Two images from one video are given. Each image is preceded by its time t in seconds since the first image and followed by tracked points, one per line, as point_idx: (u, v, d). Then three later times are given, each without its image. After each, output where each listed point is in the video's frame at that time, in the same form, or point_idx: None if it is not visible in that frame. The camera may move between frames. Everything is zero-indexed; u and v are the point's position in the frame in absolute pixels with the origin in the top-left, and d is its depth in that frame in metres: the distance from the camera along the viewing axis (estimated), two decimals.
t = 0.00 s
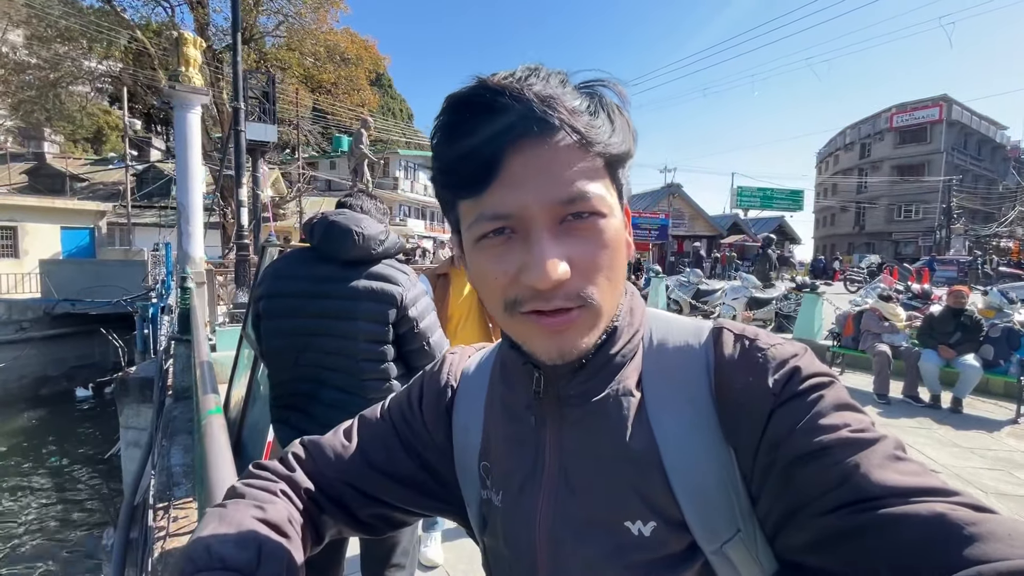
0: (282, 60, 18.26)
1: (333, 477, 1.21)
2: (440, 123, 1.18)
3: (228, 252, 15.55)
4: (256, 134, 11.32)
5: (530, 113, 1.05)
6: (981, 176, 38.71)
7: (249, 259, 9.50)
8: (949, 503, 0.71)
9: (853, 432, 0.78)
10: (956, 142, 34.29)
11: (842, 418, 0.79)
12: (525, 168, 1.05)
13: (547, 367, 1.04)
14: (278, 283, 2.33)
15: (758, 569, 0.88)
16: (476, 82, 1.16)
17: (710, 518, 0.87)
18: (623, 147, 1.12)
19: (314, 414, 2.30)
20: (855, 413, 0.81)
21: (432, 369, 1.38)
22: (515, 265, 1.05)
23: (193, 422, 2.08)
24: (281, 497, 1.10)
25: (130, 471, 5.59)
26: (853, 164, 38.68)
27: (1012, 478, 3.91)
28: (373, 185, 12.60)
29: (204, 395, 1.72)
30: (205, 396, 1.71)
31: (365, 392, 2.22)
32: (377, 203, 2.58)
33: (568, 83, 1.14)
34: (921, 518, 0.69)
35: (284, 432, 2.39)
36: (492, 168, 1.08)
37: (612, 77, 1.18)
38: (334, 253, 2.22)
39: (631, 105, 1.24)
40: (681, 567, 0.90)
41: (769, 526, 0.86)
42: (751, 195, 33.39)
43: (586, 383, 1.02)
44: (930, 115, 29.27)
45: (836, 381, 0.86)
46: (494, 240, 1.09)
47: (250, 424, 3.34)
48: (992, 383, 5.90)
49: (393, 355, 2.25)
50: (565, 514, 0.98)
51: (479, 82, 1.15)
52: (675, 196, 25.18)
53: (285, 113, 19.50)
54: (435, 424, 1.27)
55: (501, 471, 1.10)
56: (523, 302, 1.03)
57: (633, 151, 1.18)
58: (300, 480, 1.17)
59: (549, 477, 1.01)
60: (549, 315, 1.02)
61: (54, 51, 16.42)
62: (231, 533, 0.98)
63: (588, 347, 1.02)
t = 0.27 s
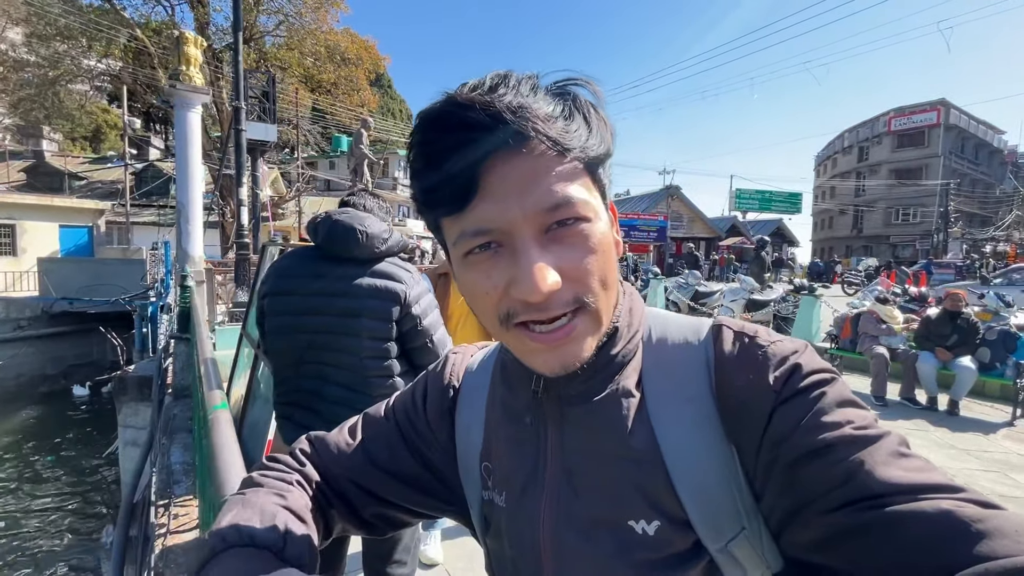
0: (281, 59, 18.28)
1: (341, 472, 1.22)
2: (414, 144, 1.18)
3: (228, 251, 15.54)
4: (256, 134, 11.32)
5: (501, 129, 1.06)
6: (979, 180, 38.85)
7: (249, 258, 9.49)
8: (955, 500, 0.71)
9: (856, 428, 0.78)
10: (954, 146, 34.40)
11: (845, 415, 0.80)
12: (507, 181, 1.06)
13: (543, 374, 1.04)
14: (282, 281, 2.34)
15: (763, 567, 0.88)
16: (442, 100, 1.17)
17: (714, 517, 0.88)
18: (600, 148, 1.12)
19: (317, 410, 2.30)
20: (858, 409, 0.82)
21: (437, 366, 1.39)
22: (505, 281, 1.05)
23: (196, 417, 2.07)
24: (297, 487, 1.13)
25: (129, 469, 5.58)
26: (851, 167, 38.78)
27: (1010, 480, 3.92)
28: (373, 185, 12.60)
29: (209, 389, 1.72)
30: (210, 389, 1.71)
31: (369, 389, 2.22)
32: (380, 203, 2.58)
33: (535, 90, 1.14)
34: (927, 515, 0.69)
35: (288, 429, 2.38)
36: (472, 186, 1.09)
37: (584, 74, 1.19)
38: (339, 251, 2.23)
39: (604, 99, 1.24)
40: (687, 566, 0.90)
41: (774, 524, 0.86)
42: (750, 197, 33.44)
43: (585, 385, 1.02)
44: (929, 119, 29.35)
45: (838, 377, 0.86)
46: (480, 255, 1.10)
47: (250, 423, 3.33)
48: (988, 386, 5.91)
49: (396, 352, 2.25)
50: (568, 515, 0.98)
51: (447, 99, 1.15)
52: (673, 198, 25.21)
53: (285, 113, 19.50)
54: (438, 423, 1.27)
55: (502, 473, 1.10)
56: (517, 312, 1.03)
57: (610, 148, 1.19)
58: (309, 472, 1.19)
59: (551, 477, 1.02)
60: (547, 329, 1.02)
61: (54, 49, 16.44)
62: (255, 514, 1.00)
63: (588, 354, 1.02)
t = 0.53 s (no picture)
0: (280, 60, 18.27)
1: (356, 468, 1.22)
2: (432, 134, 1.17)
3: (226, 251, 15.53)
4: (255, 134, 11.31)
5: (517, 123, 1.06)
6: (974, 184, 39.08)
7: (247, 259, 9.47)
8: (982, 501, 0.72)
9: (878, 427, 0.78)
10: (950, 150, 34.60)
11: (866, 414, 0.80)
12: (520, 174, 1.07)
13: (557, 372, 1.05)
14: (286, 278, 2.34)
15: (783, 567, 0.89)
16: (465, 90, 1.16)
17: (732, 516, 0.88)
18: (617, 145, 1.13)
19: (321, 408, 2.29)
20: (878, 408, 0.82)
21: (451, 364, 1.39)
22: (520, 275, 1.06)
23: (199, 415, 2.06)
24: (304, 482, 1.12)
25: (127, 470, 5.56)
26: (848, 170, 38.96)
27: (1008, 482, 3.94)
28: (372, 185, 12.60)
29: (214, 383, 1.72)
30: (214, 384, 1.70)
31: (373, 386, 2.21)
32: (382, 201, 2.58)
33: (555, 86, 1.14)
34: (953, 517, 0.70)
35: (291, 426, 2.37)
36: (489, 178, 1.09)
37: (604, 72, 1.18)
38: (343, 249, 2.23)
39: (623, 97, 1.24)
40: (705, 566, 0.91)
41: (793, 524, 0.86)
42: (747, 199, 33.54)
43: (599, 383, 1.02)
44: (925, 123, 29.50)
45: (857, 376, 0.86)
46: (494, 248, 1.10)
47: (250, 423, 3.32)
48: (984, 388, 5.94)
49: (400, 349, 2.25)
50: (584, 514, 0.99)
51: (467, 90, 1.14)
52: (671, 201, 25.28)
53: (283, 113, 19.49)
54: (453, 421, 1.27)
55: (517, 471, 1.11)
56: (531, 309, 1.04)
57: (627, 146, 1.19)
58: (321, 465, 1.18)
59: (567, 476, 1.02)
60: (557, 323, 1.03)
61: (51, 48, 16.41)
62: (254, 513, 0.98)
63: (598, 351, 1.03)
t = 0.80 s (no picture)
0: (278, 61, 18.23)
1: (357, 470, 1.22)
2: (450, 128, 1.18)
3: (224, 253, 15.52)
4: (253, 135, 11.30)
5: (533, 118, 1.07)
6: (970, 186, 39.23)
7: (245, 260, 9.47)
8: (982, 502, 0.72)
9: (879, 429, 0.78)
10: (945, 153, 34.77)
11: (867, 415, 0.80)
12: (529, 170, 1.08)
13: (561, 370, 1.05)
14: (287, 279, 2.34)
15: (787, 568, 0.89)
16: (485, 85, 1.17)
17: (735, 518, 0.88)
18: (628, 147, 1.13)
19: (320, 408, 2.29)
20: (877, 409, 0.83)
21: (453, 367, 1.39)
22: (524, 268, 1.07)
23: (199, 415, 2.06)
24: (305, 483, 1.12)
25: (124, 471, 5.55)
26: (844, 172, 39.11)
27: (1004, 483, 3.96)
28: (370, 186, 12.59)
29: (213, 384, 1.72)
30: (213, 384, 1.70)
31: (373, 387, 2.22)
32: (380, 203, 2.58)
33: (574, 87, 1.15)
34: (952, 518, 0.70)
35: (291, 427, 2.37)
36: (500, 173, 1.10)
37: (623, 78, 1.18)
38: (342, 250, 2.23)
39: (641, 105, 1.24)
40: (707, 567, 0.92)
41: (796, 526, 0.87)
42: (744, 201, 33.66)
43: (601, 384, 1.02)
44: (920, 126, 29.65)
45: (861, 377, 0.86)
46: (503, 241, 1.11)
47: (247, 425, 3.32)
48: (979, 389, 5.98)
49: (399, 350, 2.25)
50: (586, 517, 0.99)
51: (487, 84, 1.16)
52: (669, 202, 25.35)
53: (281, 115, 19.50)
54: (455, 424, 1.27)
55: (519, 473, 1.11)
56: (534, 304, 1.05)
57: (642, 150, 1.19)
58: (322, 466, 1.18)
59: (570, 477, 1.03)
60: (555, 316, 1.04)
61: (49, 49, 16.39)
62: (252, 517, 0.97)
63: (597, 347, 1.03)
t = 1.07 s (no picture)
0: (276, 63, 18.21)
1: (356, 473, 1.22)
2: (459, 124, 1.19)
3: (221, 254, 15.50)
4: (249, 137, 11.28)
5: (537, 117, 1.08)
6: (966, 188, 39.37)
7: (243, 262, 9.45)
8: (973, 503, 0.72)
9: (871, 431, 0.79)
10: (941, 154, 34.91)
11: (860, 417, 0.80)
12: (531, 171, 1.09)
13: (561, 370, 1.06)
14: (285, 282, 2.33)
15: (784, 569, 0.89)
16: (494, 86, 1.19)
17: (731, 519, 0.89)
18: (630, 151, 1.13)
19: (319, 411, 2.28)
20: (871, 410, 0.83)
21: (453, 369, 1.39)
22: (522, 264, 1.08)
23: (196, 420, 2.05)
24: (303, 487, 1.11)
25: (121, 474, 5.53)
26: (841, 174, 39.24)
27: (999, 483, 3.97)
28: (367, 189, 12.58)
29: (211, 387, 1.71)
30: (211, 387, 1.69)
31: (371, 389, 2.22)
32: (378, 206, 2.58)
33: (581, 90, 1.16)
34: (941, 519, 0.71)
35: (289, 430, 2.36)
36: (501, 171, 1.11)
37: (630, 86, 1.19)
38: (341, 253, 2.23)
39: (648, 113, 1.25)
40: (704, 568, 0.92)
41: (793, 528, 0.87)
42: (741, 203, 33.75)
43: (598, 387, 1.02)
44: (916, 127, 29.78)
45: (855, 380, 0.87)
46: (502, 236, 1.12)
47: (245, 428, 3.31)
48: (975, 389, 5.99)
49: (398, 352, 2.25)
50: (584, 519, 0.99)
51: (495, 86, 1.17)
52: (666, 204, 25.39)
53: (279, 117, 19.52)
54: (455, 427, 1.27)
55: (518, 475, 1.11)
56: (528, 300, 1.06)
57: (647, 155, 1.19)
58: (320, 469, 1.18)
59: (569, 479, 1.03)
60: (552, 314, 1.04)
61: (45, 51, 16.36)
62: (250, 522, 0.97)
63: (593, 346, 1.03)
